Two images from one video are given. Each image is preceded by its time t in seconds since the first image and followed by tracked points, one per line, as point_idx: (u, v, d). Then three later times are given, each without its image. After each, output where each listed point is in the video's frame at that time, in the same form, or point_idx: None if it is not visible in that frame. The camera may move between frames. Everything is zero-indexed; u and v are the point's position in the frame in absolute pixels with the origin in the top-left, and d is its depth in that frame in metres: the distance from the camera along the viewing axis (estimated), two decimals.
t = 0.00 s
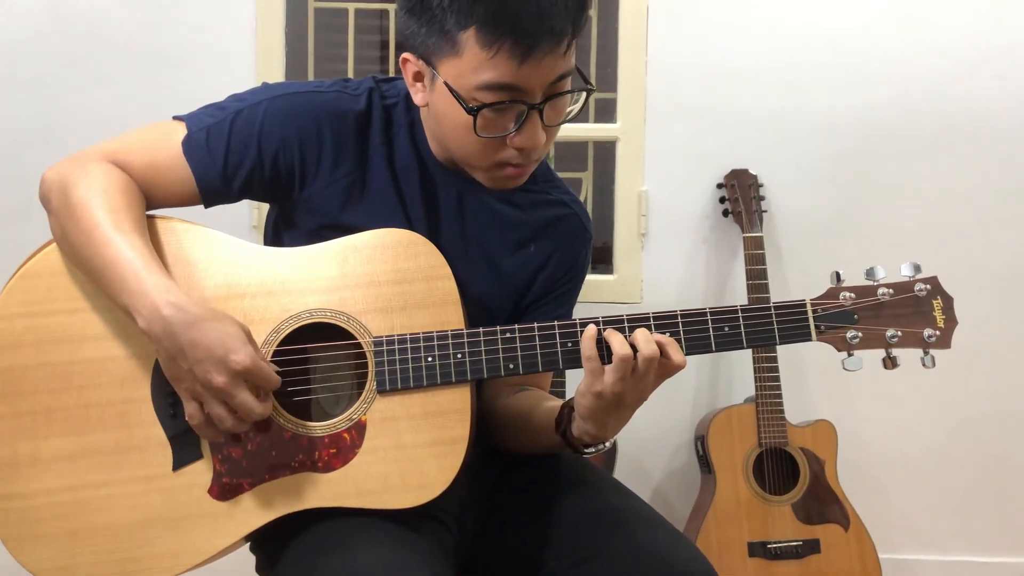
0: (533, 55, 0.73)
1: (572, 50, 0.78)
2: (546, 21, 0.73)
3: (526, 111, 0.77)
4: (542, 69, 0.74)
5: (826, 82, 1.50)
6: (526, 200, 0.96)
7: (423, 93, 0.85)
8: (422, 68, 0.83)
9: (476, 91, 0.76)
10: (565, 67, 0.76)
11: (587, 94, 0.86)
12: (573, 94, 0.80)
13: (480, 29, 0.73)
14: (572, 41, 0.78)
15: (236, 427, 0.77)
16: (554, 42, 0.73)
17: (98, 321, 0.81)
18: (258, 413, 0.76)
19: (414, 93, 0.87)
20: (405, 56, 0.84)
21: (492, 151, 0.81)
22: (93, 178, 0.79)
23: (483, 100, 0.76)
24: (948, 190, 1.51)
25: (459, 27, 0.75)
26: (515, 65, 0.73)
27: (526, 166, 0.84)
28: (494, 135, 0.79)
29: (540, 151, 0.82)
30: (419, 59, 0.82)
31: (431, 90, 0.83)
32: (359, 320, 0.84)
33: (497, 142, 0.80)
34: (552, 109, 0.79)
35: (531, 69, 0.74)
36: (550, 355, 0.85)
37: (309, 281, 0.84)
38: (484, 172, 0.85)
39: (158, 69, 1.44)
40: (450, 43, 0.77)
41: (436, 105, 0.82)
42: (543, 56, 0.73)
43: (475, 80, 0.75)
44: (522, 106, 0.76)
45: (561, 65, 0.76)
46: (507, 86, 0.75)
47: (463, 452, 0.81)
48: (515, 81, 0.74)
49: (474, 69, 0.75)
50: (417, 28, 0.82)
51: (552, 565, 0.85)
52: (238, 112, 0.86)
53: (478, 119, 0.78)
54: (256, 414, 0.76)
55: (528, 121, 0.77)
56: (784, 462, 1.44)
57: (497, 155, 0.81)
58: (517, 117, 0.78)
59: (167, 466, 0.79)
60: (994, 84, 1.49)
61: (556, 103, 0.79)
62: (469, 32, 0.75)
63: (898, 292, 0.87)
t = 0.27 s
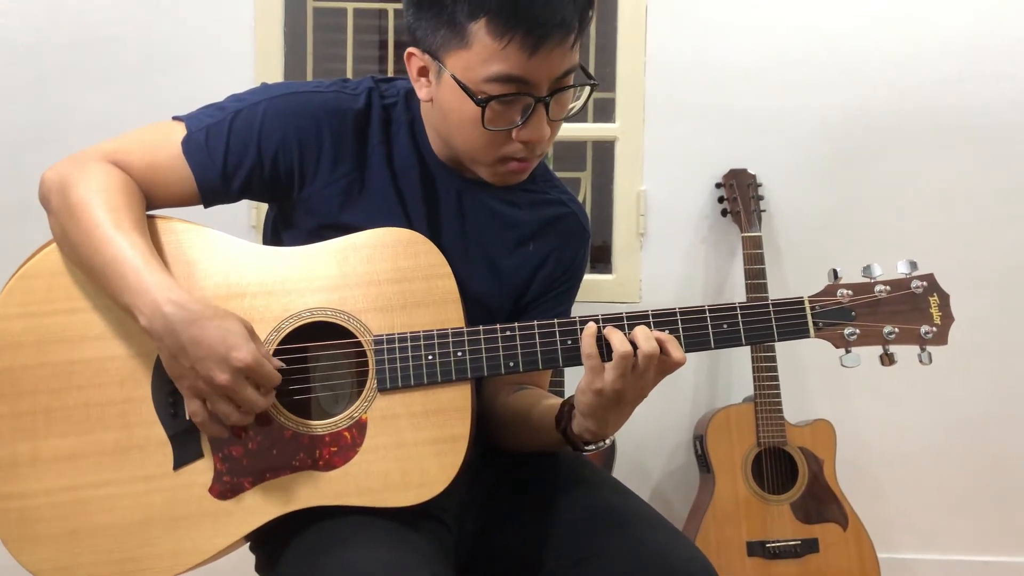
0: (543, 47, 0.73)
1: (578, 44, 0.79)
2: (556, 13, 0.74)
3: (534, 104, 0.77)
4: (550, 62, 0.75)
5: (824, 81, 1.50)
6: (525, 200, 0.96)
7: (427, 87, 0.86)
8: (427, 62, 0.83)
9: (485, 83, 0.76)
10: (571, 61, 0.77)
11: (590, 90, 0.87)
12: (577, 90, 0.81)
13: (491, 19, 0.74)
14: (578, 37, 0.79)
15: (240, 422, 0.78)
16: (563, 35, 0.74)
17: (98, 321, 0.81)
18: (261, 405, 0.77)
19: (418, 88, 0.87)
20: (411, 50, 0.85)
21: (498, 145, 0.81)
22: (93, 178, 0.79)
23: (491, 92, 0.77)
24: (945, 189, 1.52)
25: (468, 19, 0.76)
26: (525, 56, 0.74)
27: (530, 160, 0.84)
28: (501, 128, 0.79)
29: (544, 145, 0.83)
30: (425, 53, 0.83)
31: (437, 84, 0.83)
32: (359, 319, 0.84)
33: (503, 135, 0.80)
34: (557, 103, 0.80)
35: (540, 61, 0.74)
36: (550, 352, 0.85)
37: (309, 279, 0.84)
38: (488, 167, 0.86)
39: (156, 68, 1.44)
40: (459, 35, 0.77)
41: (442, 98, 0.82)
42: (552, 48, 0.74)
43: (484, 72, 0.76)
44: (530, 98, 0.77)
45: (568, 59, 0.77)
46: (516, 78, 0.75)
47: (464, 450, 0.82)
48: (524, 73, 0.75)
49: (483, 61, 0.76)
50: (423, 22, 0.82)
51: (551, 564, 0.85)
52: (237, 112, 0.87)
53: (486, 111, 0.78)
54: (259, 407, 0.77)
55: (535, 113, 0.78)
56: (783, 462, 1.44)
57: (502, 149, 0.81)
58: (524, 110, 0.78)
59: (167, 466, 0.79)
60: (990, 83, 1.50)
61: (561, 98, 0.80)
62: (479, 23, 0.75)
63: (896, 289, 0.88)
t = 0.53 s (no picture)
0: (539, 48, 0.74)
1: (574, 47, 0.79)
2: (553, 14, 0.74)
3: (528, 104, 0.78)
4: (546, 63, 0.75)
5: (822, 81, 1.51)
6: (522, 200, 0.96)
7: (423, 83, 0.86)
8: (423, 58, 0.83)
9: (480, 80, 0.77)
10: (567, 64, 0.78)
11: (583, 94, 0.88)
12: (571, 92, 0.82)
13: (489, 17, 0.74)
14: (574, 39, 0.79)
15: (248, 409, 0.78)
16: (560, 36, 0.75)
17: (96, 321, 0.81)
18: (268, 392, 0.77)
19: (415, 84, 0.87)
20: (408, 45, 0.85)
21: (490, 143, 0.81)
22: (90, 177, 0.79)
23: (486, 90, 0.77)
24: (941, 188, 1.52)
25: (466, 15, 0.76)
26: (521, 56, 0.74)
27: (522, 161, 0.85)
28: (494, 126, 0.79)
29: (537, 147, 0.83)
30: (421, 48, 0.83)
31: (432, 80, 0.83)
32: (356, 319, 0.84)
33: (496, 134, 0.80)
34: (551, 105, 0.80)
35: (536, 61, 0.75)
36: (548, 351, 0.86)
37: (306, 279, 0.84)
38: (480, 166, 0.86)
39: (155, 69, 1.44)
40: (456, 31, 0.77)
41: (436, 95, 0.82)
42: (548, 50, 0.74)
43: (480, 69, 0.76)
44: (524, 98, 0.77)
45: (564, 61, 0.77)
46: (510, 77, 0.76)
47: (462, 449, 0.82)
48: (519, 72, 0.75)
49: (479, 58, 0.76)
50: (422, 16, 0.82)
51: (550, 565, 0.85)
52: (233, 112, 0.87)
53: (480, 109, 0.78)
54: (266, 393, 0.77)
55: (528, 114, 0.78)
56: (781, 462, 1.44)
57: (495, 148, 0.81)
58: (517, 109, 0.78)
59: (165, 466, 0.78)
60: (987, 82, 1.50)
61: (555, 100, 0.80)
62: (477, 21, 0.75)
63: (891, 286, 0.88)
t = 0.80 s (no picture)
0: (529, 48, 0.74)
1: (568, 49, 0.79)
2: (545, 15, 0.74)
3: (516, 104, 0.77)
4: (534, 64, 0.75)
5: (820, 79, 1.50)
6: (517, 198, 0.96)
7: (416, 77, 0.86)
8: (417, 51, 0.84)
9: (468, 77, 0.77)
10: (558, 67, 0.77)
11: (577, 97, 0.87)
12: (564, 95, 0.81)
13: (480, 15, 0.74)
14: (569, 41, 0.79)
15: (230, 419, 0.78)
16: (550, 38, 0.74)
17: (90, 322, 0.81)
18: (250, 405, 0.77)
19: (407, 76, 0.88)
20: (402, 39, 0.85)
21: (476, 142, 0.81)
22: (84, 178, 0.79)
23: (473, 87, 0.77)
24: (940, 187, 1.52)
25: (458, 11, 0.76)
26: (510, 56, 0.74)
27: (510, 163, 0.84)
28: (481, 124, 0.79)
29: (526, 149, 0.83)
30: (415, 43, 0.83)
31: (424, 75, 0.83)
32: (350, 319, 0.84)
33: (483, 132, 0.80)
34: (541, 107, 0.80)
35: (524, 62, 0.74)
36: (542, 350, 0.85)
37: (300, 279, 0.84)
38: (468, 165, 0.85)
39: (152, 70, 1.44)
40: (447, 27, 0.77)
41: (428, 90, 0.83)
42: (538, 50, 0.74)
43: (468, 66, 0.76)
44: (513, 98, 0.77)
45: (554, 64, 0.77)
46: (499, 76, 0.75)
47: (457, 448, 0.81)
48: (507, 72, 0.75)
49: (468, 55, 0.76)
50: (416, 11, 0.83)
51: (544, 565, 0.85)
52: (227, 112, 0.87)
53: (468, 106, 0.78)
54: (249, 405, 0.77)
55: (516, 114, 0.78)
56: (779, 461, 1.44)
57: (481, 147, 0.81)
58: (505, 109, 0.78)
59: (160, 466, 0.78)
60: (985, 81, 1.50)
61: (546, 101, 0.80)
62: (468, 18, 0.75)
63: (887, 283, 0.88)
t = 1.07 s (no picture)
0: (527, 48, 0.74)
1: (564, 45, 0.79)
2: (541, 14, 0.74)
3: (517, 104, 0.78)
4: (534, 62, 0.75)
5: (817, 79, 1.51)
6: (514, 197, 0.96)
7: (414, 82, 0.86)
8: (412, 58, 0.84)
9: (468, 81, 0.77)
10: (556, 63, 0.77)
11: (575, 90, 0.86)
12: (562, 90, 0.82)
13: (477, 18, 0.74)
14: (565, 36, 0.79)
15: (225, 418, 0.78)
16: (548, 36, 0.75)
17: (87, 322, 0.82)
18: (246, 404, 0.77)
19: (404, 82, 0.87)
20: (397, 45, 0.85)
21: (479, 144, 0.81)
22: (81, 177, 0.79)
23: (474, 90, 0.77)
24: (935, 186, 1.52)
25: (454, 16, 0.76)
26: (509, 57, 0.74)
27: (513, 160, 0.85)
28: (483, 126, 0.79)
29: (527, 146, 0.83)
30: (410, 48, 0.83)
31: (422, 79, 0.83)
32: (347, 317, 0.84)
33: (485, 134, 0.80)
34: (541, 105, 0.80)
35: (524, 61, 0.75)
36: (538, 347, 0.85)
37: (297, 278, 0.85)
38: (471, 166, 0.86)
39: (150, 69, 1.45)
40: (444, 32, 0.78)
41: (427, 94, 0.83)
42: (536, 49, 0.74)
43: (468, 70, 0.76)
44: (513, 98, 0.77)
45: (552, 60, 0.77)
46: (499, 77, 0.76)
47: (454, 446, 0.82)
48: (507, 73, 0.75)
49: (467, 58, 0.76)
50: (410, 17, 0.83)
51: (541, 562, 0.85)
52: (224, 112, 0.87)
53: (469, 109, 0.78)
54: (245, 405, 0.77)
55: (518, 113, 0.78)
56: (776, 460, 1.44)
57: (484, 148, 0.81)
58: (506, 109, 0.78)
59: (157, 465, 0.78)
60: (981, 80, 1.50)
61: (545, 98, 0.80)
62: (465, 22, 0.75)
63: (882, 280, 0.88)
